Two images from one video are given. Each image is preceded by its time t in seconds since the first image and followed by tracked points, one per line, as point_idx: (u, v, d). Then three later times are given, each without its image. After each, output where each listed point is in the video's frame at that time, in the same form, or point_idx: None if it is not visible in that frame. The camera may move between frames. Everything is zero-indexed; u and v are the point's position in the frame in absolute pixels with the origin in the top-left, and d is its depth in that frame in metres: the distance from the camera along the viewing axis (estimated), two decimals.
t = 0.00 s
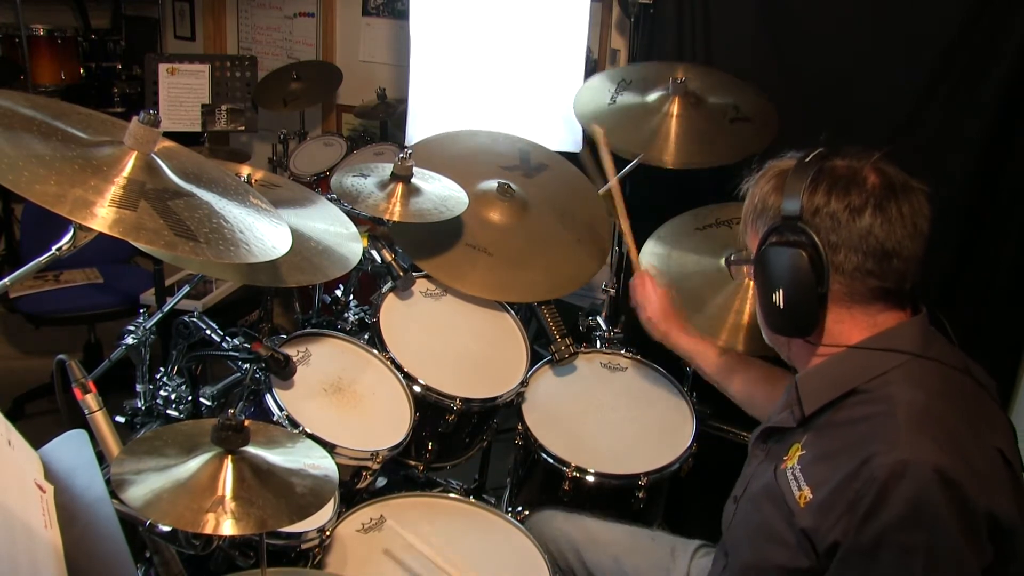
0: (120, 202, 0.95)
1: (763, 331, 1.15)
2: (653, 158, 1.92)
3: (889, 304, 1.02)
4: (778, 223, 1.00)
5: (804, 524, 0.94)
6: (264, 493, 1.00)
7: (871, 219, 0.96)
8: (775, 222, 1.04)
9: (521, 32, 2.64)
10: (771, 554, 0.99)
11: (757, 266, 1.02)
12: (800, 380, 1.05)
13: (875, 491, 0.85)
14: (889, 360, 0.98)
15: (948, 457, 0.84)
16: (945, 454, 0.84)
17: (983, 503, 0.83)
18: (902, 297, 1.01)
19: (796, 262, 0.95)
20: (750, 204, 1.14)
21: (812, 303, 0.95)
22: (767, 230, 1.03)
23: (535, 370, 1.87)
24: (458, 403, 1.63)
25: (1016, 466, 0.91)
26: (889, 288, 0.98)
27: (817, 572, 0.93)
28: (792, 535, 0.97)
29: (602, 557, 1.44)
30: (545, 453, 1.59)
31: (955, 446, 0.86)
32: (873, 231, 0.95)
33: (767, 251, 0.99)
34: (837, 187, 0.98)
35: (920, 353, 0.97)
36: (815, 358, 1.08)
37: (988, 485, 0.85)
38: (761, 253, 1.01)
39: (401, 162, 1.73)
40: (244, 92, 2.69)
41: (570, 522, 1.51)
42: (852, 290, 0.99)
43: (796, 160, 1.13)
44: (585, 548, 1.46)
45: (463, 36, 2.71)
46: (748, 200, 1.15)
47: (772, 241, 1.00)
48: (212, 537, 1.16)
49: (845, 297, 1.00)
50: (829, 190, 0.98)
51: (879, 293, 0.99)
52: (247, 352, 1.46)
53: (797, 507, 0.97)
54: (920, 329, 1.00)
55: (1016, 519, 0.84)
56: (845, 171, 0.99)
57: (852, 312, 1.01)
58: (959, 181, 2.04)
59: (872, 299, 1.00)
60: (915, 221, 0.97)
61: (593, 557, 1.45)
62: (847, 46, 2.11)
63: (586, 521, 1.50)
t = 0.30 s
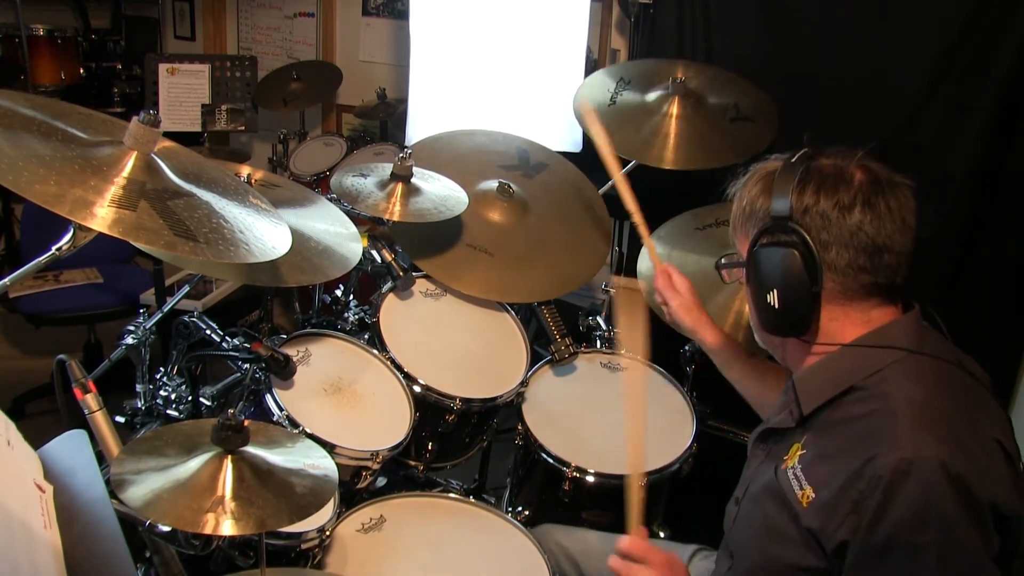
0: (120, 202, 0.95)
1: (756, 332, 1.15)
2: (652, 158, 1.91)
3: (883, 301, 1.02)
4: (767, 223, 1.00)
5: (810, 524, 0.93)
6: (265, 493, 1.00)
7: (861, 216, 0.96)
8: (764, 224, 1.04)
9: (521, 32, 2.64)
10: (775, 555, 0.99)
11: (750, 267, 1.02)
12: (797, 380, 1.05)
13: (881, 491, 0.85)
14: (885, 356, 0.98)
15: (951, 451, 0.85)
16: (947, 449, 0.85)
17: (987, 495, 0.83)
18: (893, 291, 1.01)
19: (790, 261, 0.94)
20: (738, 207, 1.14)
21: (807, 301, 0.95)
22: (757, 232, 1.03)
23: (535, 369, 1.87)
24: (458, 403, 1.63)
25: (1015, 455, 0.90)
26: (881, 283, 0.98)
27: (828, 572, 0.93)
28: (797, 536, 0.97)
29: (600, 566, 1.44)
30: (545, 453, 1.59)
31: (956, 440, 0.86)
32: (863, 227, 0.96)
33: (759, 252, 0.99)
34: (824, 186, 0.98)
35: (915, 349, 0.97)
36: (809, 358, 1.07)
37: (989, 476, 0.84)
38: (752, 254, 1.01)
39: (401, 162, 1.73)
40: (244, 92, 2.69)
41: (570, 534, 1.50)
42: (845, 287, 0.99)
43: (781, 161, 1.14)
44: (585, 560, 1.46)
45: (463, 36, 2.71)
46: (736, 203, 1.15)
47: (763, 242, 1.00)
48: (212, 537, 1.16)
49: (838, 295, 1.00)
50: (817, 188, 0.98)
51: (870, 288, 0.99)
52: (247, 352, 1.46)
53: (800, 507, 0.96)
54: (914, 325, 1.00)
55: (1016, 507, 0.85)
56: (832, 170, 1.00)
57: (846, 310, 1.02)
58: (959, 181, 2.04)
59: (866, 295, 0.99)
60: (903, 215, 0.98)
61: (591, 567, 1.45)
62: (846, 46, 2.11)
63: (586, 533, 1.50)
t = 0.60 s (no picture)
0: (120, 202, 0.95)
1: (759, 336, 1.15)
2: (653, 153, 1.91)
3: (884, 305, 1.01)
4: (771, 227, 1.00)
5: (814, 530, 0.93)
6: (264, 493, 1.00)
7: (864, 218, 0.96)
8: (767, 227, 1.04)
9: (521, 32, 2.64)
10: (779, 560, 0.99)
11: (754, 271, 1.02)
12: (799, 387, 1.05)
13: (883, 496, 0.85)
14: (888, 361, 0.98)
15: (954, 455, 0.85)
16: (950, 453, 0.85)
17: (991, 501, 0.83)
18: (896, 296, 1.01)
19: (794, 264, 0.95)
20: (740, 212, 1.14)
21: (810, 304, 0.95)
22: (760, 236, 1.03)
23: (535, 369, 1.87)
24: (458, 403, 1.63)
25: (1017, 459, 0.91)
26: (884, 286, 0.98)
27: None
28: (801, 540, 0.97)
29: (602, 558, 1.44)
30: (545, 453, 1.59)
31: (958, 445, 0.86)
32: (866, 230, 0.96)
33: (763, 256, 0.99)
34: (827, 189, 0.99)
35: (918, 354, 0.97)
36: (813, 362, 1.07)
37: (992, 481, 0.85)
38: (756, 258, 1.01)
39: (401, 162, 1.73)
40: (244, 92, 2.69)
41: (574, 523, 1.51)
42: (848, 290, 0.99)
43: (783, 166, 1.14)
44: (587, 551, 1.46)
45: (463, 36, 2.71)
46: (739, 208, 1.15)
47: (766, 246, 1.00)
48: (212, 537, 1.16)
49: (841, 298, 1.00)
50: (820, 192, 0.99)
51: (875, 291, 0.99)
52: (247, 352, 1.46)
53: (803, 513, 0.96)
54: (917, 329, 1.00)
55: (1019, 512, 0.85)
56: (834, 173, 1.00)
57: (849, 313, 1.01)
58: (959, 181, 2.04)
59: (869, 299, 1.00)
60: (904, 217, 0.98)
61: (594, 560, 1.45)
62: (847, 46, 2.11)
63: (592, 524, 1.49)
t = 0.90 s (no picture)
0: (120, 202, 0.95)
1: (756, 342, 1.15)
2: (652, 155, 1.91)
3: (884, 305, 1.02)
4: (760, 231, 1.01)
5: (814, 531, 0.93)
6: (265, 494, 1.00)
7: (853, 217, 0.97)
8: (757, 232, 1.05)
9: (521, 32, 2.64)
10: (781, 563, 0.99)
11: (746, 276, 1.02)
12: (797, 390, 1.05)
13: (883, 496, 0.85)
14: (883, 361, 0.98)
15: (953, 453, 0.84)
16: (948, 451, 0.85)
17: (991, 499, 0.83)
18: (888, 294, 1.01)
19: (786, 266, 0.95)
20: (730, 219, 1.15)
21: (805, 305, 0.95)
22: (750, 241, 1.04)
23: (535, 369, 1.87)
24: (458, 403, 1.63)
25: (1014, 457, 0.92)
26: (877, 284, 0.98)
27: None
28: (802, 543, 0.97)
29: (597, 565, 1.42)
30: (545, 453, 1.59)
31: (956, 442, 0.86)
32: (855, 229, 0.97)
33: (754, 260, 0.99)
34: (814, 191, 1.00)
35: (915, 355, 0.97)
36: (808, 364, 1.07)
37: (992, 480, 0.85)
38: (748, 263, 1.01)
39: (401, 162, 1.73)
40: (244, 92, 2.69)
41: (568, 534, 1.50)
42: (841, 289, 0.98)
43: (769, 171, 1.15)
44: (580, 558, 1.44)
45: (463, 36, 2.71)
46: (728, 216, 1.16)
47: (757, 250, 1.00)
48: (212, 537, 1.16)
49: (835, 298, 0.99)
50: (807, 194, 1.00)
51: (867, 290, 0.99)
52: (247, 352, 1.46)
53: (802, 515, 0.96)
54: (912, 328, 1.01)
55: (1019, 509, 0.85)
56: (820, 175, 1.01)
57: (842, 312, 1.01)
58: (959, 181, 2.04)
59: (862, 300, 1.00)
60: (893, 216, 0.99)
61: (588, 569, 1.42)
62: (847, 46, 2.11)
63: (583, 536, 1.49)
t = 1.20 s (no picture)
0: (120, 202, 0.95)
1: (758, 343, 1.11)
2: (652, 153, 1.91)
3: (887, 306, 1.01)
4: (787, 228, 0.96)
5: (815, 535, 0.93)
6: (264, 494, 1.00)
7: (885, 221, 0.96)
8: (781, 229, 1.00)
9: (521, 32, 2.64)
10: (781, 565, 0.99)
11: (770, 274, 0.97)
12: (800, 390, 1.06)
13: (887, 500, 0.85)
14: (889, 366, 0.98)
15: (954, 458, 0.84)
16: (953, 456, 0.84)
17: (993, 504, 0.82)
18: (902, 299, 1.01)
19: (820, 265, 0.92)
20: (744, 215, 1.10)
21: (833, 306, 0.92)
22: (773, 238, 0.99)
23: (535, 369, 1.87)
24: (458, 403, 1.63)
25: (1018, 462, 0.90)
26: (891, 289, 0.98)
27: None
28: (802, 547, 0.97)
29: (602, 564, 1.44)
30: (545, 453, 1.59)
31: (961, 448, 0.86)
32: (885, 232, 0.96)
33: (781, 257, 0.95)
34: (846, 192, 0.97)
35: (917, 355, 0.98)
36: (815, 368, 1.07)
37: (994, 482, 0.85)
38: (772, 261, 0.96)
39: (401, 162, 1.73)
40: (244, 92, 2.69)
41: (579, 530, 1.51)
42: (863, 293, 0.98)
43: (790, 167, 1.11)
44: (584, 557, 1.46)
45: (463, 36, 2.71)
46: (742, 210, 1.11)
47: (782, 248, 0.95)
48: (212, 537, 1.16)
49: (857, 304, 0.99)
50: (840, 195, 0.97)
51: (883, 295, 0.99)
52: (247, 352, 1.46)
53: (805, 519, 0.96)
54: (916, 332, 1.01)
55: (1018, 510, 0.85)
56: (849, 177, 0.99)
57: (858, 316, 1.01)
58: (960, 181, 2.04)
59: (876, 305, 1.00)
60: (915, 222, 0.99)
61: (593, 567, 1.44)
62: (847, 46, 2.10)
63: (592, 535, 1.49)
